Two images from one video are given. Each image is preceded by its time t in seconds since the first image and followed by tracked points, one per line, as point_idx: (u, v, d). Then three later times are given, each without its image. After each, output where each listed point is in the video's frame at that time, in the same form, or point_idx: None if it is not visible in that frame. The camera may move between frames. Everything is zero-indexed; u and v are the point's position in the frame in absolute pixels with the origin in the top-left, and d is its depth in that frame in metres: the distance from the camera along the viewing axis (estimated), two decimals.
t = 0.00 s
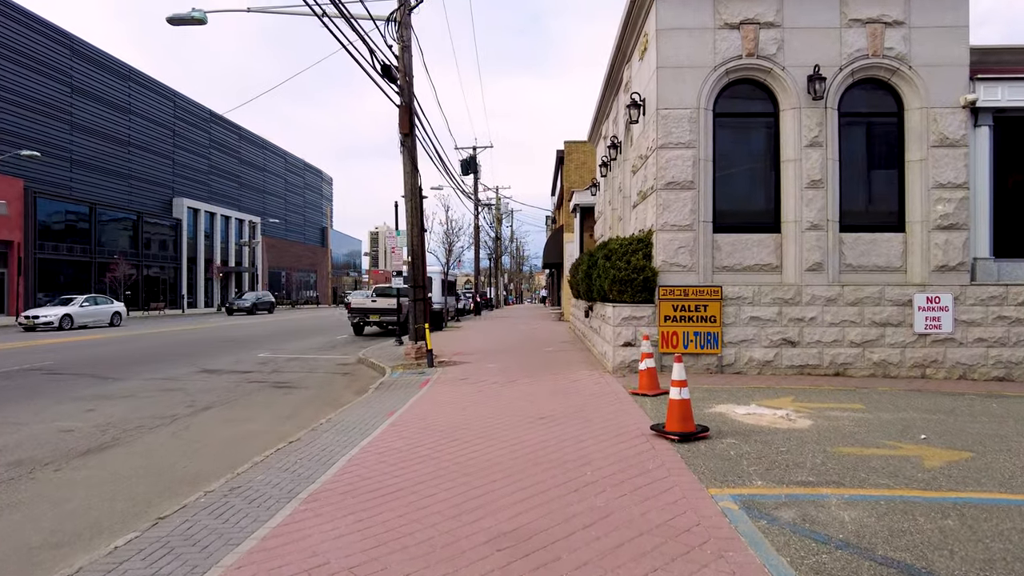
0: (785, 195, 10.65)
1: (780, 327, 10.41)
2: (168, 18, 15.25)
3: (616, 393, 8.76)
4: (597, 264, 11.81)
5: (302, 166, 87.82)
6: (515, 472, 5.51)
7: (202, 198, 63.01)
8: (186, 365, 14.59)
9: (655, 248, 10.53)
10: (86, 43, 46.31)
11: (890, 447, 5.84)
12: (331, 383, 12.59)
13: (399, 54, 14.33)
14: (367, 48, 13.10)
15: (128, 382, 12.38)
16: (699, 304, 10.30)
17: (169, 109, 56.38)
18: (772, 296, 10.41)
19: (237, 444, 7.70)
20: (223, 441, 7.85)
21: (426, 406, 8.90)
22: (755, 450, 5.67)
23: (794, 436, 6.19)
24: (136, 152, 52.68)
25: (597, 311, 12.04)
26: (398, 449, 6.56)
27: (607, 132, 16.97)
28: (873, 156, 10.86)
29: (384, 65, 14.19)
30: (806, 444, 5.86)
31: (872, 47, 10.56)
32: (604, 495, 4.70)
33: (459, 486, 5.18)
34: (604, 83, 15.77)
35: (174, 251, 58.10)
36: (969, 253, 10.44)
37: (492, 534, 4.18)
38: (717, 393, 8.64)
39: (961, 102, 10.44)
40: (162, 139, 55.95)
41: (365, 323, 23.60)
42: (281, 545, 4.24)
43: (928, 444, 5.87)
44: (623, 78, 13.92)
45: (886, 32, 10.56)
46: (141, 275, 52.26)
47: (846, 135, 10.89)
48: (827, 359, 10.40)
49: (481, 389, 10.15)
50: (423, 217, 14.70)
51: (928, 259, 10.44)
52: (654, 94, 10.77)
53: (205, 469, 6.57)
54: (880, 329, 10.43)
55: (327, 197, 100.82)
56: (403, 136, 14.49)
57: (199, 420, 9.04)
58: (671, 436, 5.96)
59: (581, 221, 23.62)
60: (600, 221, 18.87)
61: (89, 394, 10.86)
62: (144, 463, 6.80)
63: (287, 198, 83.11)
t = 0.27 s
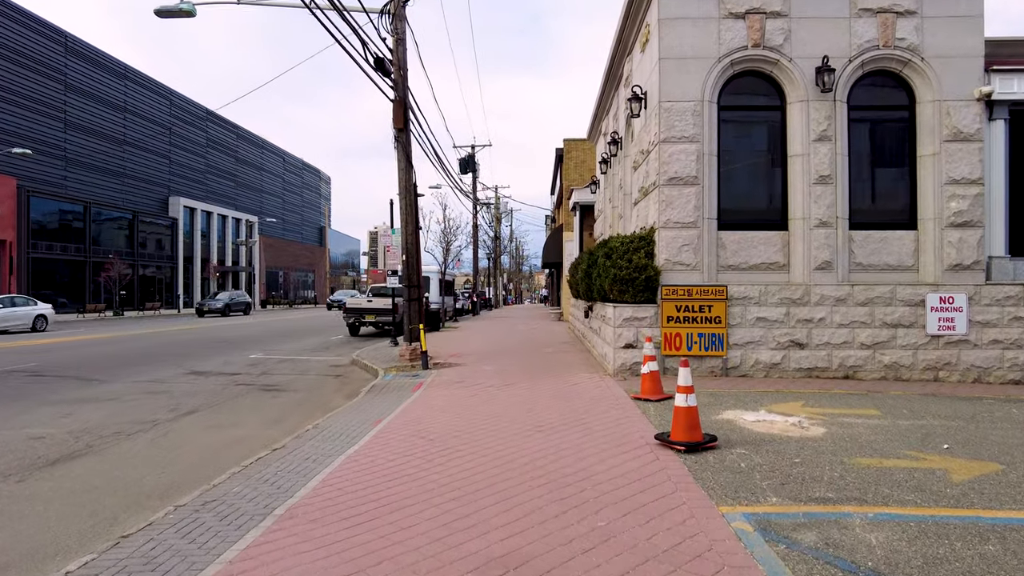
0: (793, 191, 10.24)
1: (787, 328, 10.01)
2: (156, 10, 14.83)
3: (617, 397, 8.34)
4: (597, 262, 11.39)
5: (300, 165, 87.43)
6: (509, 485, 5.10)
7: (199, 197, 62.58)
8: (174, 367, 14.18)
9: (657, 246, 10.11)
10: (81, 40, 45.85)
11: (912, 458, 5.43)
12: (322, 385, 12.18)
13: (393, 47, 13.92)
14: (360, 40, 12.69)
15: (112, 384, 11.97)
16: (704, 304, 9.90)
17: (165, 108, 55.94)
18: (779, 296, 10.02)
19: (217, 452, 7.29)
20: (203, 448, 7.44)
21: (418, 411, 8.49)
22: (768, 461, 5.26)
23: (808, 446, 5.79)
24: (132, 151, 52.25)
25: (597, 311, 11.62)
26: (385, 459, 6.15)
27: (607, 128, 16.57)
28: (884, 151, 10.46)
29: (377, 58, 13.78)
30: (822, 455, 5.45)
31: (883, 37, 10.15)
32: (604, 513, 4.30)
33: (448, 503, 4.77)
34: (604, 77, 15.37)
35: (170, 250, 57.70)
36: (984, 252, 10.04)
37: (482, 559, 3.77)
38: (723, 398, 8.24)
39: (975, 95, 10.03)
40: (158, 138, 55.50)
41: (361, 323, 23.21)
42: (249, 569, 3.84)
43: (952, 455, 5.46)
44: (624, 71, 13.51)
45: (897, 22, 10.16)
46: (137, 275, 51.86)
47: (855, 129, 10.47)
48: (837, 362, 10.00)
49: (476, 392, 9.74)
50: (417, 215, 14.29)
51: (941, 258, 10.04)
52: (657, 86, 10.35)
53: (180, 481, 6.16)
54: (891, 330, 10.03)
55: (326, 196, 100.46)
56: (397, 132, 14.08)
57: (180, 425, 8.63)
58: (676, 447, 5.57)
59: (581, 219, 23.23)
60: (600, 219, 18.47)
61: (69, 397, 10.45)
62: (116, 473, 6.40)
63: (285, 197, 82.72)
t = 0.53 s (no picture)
0: (801, 186, 9.84)
1: (796, 329, 9.61)
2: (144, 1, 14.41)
3: (619, 401, 7.95)
4: (597, 261, 10.97)
5: (297, 164, 86.99)
6: (503, 500, 4.70)
7: (195, 196, 62.13)
8: (162, 369, 13.78)
9: (661, 244, 9.69)
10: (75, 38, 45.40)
11: (938, 470, 5.02)
12: (313, 388, 11.79)
13: (387, 39, 13.51)
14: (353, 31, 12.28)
15: (96, 387, 11.57)
16: (710, 305, 9.48)
17: (161, 106, 55.47)
18: (787, 296, 9.64)
19: (196, 461, 6.88)
20: (181, 457, 7.04)
21: (410, 416, 8.09)
22: (784, 475, 4.86)
23: (826, 456, 5.38)
24: (127, 150, 51.79)
25: (597, 312, 11.22)
26: (373, 470, 5.75)
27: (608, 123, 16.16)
28: (895, 145, 10.06)
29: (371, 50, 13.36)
30: (842, 467, 5.05)
31: (895, 27, 9.75)
32: (608, 535, 3.90)
33: (437, 520, 4.37)
34: (604, 71, 14.96)
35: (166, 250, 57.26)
36: (1001, 250, 9.63)
37: None
38: (731, 402, 7.83)
39: (992, 86, 9.63)
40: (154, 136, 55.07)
41: (357, 323, 22.81)
42: None
43: (982, 467, 5.05)
44: (625, 64, 13.10)
45: (910, 10, 9.76)
46: (132, 274, 51.45)
47: (866, 122, 10.06)
48: (847, 364, 9.60)
49: (472, 395, 9.33)
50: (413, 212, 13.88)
51: (956, 256, 9.63)
52: (660, 77, 9.95)
53: (152, 493, 5.75)
54: (904, 331, 9.62)
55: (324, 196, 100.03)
56: (392, 126, 13.67)
57: (161, 431, 8.22)
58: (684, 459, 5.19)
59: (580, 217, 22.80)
60: (600, 218, 18.08)
61: (49, 401, 10.05)
62: (85, 484, 6.00)
63: (283, 196, 82.29)
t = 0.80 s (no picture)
0: (811, 181, 9.43)
1: (806, 331, 9.22)
2: None
3: (622, 407, 7.54)
4: (598, 260, 10.55)
5: (295, 163, 86.56)
6: (499, 520, 4.30)
7: (191, 195, 61.68)
8: (150, 371, 13.37)
9: (665, 241, 9.28)
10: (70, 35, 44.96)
11: (972, 486, 4.61)
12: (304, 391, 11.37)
13: (381, 31, 13.10)
14: (345, 23, 11.88)
15: (79, 390, 11.16)
16: (716, 305, 9.06)
17: (157, 104, 55.02)
18: (797, 296, 9.23)
19: (174, 471, 6.47)
20: (159, 466, 6.63)
21: (402, 422, 7.68)
22: (805, 491, 4.46)
23: (847, 470, 4.97)
24: (123, 148, 51.35)
25: (598, 312, 10.82)
26: (359, 484, 5.34)
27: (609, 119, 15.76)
28: (909, 139, 9.65)
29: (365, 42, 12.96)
30: (867, 481, 4.65)
31: (909, 15, 9.35)
32: (614, 563, 3.49)
33: (425, 543, 3.96)
34: (605, 64, 14.55)
35: (163, 249, 56.83)
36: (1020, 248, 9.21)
37: None
38: (740, 408, 7.42)
39: (1010, 77, 9.22)
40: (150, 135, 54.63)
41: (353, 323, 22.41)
42: None
43: (1019, 483, 4.64)
44: (627, 56, 12.70)
45: None
46: (128, 274, 51.03)
47: (878, 115, 9.64)
48: (860, 367, 9.20)
49: (468, 399, 8.93)
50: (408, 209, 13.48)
51: (973, 254, 9.21)
52: (664, 67, 9.54)
53: (122, 508, 5.34)
54: (919, 333, 9.20)
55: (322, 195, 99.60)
56: (386, 121, 13.26)
57: (141, 437, 7.82)
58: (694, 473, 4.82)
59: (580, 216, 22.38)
60: (600, 216, 17.68)
61: (28, 405, 9.65)
62: (52, 497, 5.59)
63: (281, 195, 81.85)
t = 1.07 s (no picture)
0: (823, 176, 9.01)
1: (818, 332, 8.81)
2: None
3: (625, 412, 7.13)
4: (598, 258, 10.12)
5: (294, 163, 86.16)
6: (491, 540, 3.86)
7: (189, 194, 61.26)
8: (136, 373, 12.95)
9: (670, 238, 8.85)
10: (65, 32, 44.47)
11: (1013, 501, 4.18)
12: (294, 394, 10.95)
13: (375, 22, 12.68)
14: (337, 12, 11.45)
15: (58, 392, 10.71)
16: (723, 305, 8.64)
17: (154, 103, 54.61)
18: (808, 296, 8.82)
19: (145, 480, 6.05)
20: (130, 475, 6.18)
21: (392, 428, 7.26)
22: (829, 509, 4.04)
23: (872, 483, 4.55)
24: (120, 147, 50.94)
25: (600, 313, 10.39)
26: (340, 497, 4.91)
27: (609, 115, 15.35)
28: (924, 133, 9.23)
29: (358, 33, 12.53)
30: (896, 497, 4.23)
31: (925, 3, 8.94)
32: None
33: (406, 568, 3.54)
34: (606, 58, 14.13)
35: (160, 249, 56.40)
36: None
37: None
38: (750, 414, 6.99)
39: None
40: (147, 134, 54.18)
41: (348, 324, 21.98)
42: None
43: None
44: (629, 49, 12.28)
45: None
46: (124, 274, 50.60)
47: (893, 107, 9.21)
48: (873, 371, 8.78)
49: (463, 403, 8.51)
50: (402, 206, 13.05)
51: (992, 253, 8.80)
52: (668, 56, 9.11)
53: (82, 522, 4.90)
54: (936, 335, 8.78)
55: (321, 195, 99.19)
56: (380, 115, 12.84)
57: (116, 444, 7.39)
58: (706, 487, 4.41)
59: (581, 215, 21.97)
60: (601, 214, 17.26)
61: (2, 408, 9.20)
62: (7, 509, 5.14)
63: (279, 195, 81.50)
